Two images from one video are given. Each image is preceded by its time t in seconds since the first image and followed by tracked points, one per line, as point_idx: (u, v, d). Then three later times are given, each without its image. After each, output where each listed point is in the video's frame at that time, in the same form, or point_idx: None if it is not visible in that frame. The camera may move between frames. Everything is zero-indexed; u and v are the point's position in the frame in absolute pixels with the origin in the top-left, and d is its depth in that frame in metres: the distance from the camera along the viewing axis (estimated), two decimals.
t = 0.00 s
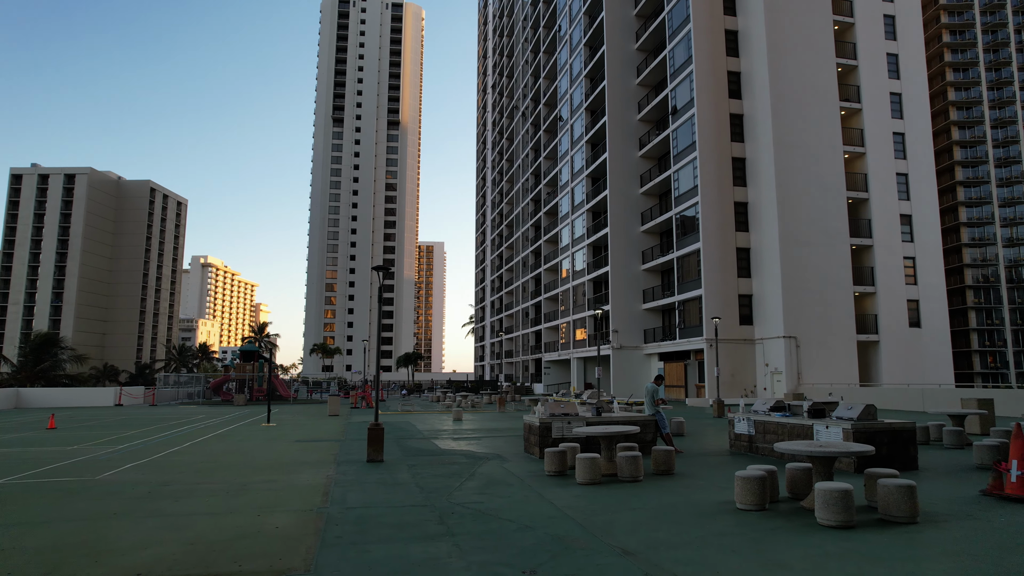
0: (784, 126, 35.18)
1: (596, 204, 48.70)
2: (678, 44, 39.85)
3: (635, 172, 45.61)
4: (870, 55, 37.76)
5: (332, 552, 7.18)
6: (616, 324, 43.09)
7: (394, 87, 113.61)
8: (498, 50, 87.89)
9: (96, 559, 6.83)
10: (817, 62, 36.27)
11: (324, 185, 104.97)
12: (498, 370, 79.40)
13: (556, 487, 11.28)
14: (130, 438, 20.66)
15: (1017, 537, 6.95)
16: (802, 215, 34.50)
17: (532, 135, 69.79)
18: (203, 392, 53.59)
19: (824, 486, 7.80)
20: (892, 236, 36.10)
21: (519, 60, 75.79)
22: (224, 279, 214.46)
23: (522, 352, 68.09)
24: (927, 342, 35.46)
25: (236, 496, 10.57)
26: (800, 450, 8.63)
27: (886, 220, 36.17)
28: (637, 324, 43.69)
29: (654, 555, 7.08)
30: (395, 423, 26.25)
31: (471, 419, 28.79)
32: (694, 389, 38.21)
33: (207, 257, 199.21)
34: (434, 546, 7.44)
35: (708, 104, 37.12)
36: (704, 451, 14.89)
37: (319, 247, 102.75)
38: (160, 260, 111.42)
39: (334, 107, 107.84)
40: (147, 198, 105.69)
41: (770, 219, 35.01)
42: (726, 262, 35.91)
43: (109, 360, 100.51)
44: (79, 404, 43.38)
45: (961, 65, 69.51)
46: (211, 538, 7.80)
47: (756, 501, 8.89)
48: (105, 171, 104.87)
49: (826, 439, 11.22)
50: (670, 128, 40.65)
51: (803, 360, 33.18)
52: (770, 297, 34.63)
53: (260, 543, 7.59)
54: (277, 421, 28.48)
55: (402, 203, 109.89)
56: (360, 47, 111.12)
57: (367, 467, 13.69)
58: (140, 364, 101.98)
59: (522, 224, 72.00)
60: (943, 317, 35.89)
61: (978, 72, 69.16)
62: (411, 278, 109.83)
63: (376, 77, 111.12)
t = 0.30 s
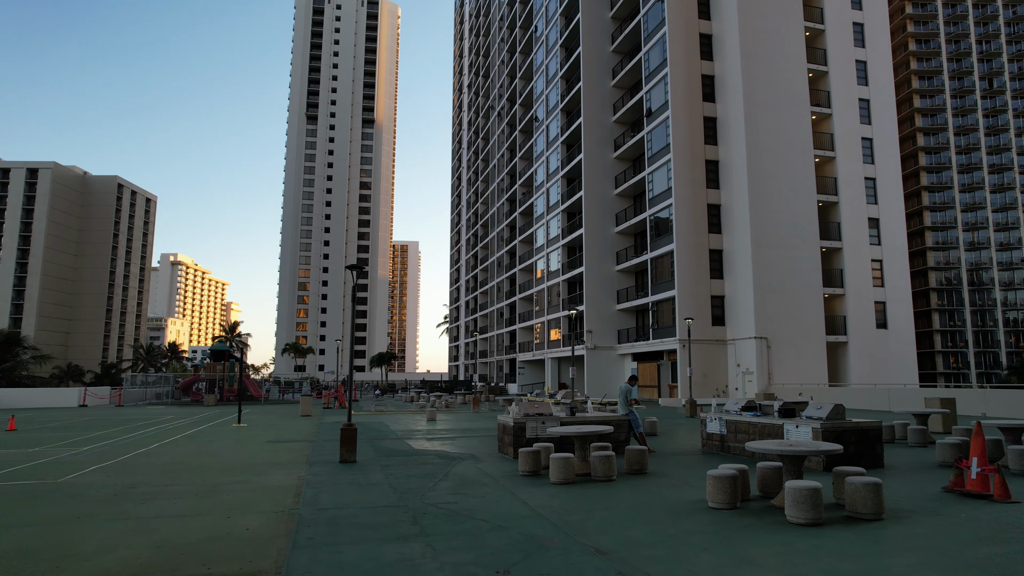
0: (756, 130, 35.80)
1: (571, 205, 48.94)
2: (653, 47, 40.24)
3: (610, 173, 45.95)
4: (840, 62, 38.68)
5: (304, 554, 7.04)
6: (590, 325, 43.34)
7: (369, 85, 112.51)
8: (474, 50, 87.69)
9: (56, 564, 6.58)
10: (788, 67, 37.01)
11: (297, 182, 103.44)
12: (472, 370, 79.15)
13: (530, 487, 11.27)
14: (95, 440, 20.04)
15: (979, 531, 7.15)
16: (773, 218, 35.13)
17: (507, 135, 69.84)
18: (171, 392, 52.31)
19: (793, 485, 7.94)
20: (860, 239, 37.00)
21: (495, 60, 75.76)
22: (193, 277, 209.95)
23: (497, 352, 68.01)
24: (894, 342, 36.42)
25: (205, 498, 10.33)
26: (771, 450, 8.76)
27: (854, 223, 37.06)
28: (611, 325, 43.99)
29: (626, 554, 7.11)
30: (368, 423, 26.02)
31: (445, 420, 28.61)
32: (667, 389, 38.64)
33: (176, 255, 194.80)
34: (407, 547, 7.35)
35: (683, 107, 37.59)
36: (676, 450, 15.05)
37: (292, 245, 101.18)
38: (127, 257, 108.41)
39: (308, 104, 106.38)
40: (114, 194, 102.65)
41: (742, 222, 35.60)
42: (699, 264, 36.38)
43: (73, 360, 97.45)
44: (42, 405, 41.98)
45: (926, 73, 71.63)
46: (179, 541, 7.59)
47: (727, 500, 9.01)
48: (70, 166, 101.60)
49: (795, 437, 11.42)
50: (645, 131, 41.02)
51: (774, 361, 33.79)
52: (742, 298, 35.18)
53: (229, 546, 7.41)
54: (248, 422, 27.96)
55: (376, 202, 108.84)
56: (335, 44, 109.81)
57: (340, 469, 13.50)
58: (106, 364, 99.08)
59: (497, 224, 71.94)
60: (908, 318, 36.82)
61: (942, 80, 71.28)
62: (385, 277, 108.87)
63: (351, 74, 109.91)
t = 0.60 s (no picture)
0: (729, 133, 36.38)
1: (546, 205, 49.06)
2: (628, 49, 40.55)
3: (584, 174, 46.19)
4: (810, 67, 39.51)
5: (274, 555, 6.91)
6: (564, 325, 43.52)
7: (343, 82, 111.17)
8: (449, 49, 87.38)
9: (12, 570, 6.31)
10: (760, 72, 37.70)
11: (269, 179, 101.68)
12: (445, 370, 78.84)
13: (503, 486, 11.25)
14: (57, 441, 19.35)
15: (939, 526, 7.37)
16: (744, 220, 35.73)
17: (482, 135, 69.76)
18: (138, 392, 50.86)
19: (762, 483, 8.06)
20: (829, 242, 37.85)
21: (471, 59, 75.58)
22: (161, 275, 204.78)
23: (470, 352, 67.80)
24: (861, 343, 37.31)
25: (171, 501, 10.04)
26: (741, 449, 8.87)
27: (823, 226, 37.89)
28: (585, 325, 44.23)
29: (599, 552, 7.13)
30: (340, 424, 25.74)
31: (418, 420, 28.36)
32: (639, 389, 39.02)
33: (144, 251, 189.92)
34: (380, 547, 7.26)
35: (656, 109, 38.01)
36: (648, 449, 15.20)
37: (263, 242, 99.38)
38: (92, 255, 105.13)
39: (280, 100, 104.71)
40: (79, 189, 99.50)
41: (714, 223, 36.13)
42: (672, 265, 36.83)
43: (34, 360, 94.11)
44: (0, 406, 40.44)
45: (892, 80, 73.74)
46: (144, 544, 7.36)
47: (699, 498, 9.11)
48: (32, 159, 98.11)
49: (765, 436, 11.62)
50: (620, 132, 41.34)
51: (744, 361, 34.38)
52: (713, 299, 35.73)
53: (197, 548, 7.22)
54: (217, 422, 27.40)
55: (349, 200, 107.62)
56: (309, 40, 108.33)
57: (312, 468, 13.27)
58: (69, 364, 95.90)
59: (471, 224, 71.77)
60: (874, 320, 37.78)
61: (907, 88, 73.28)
62: (358, 276, 107.71)
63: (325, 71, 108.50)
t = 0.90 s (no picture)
0: (700, 136, 36.91)
1: (519, 206, 49.09)
2: (602, 51, 40.81)
3: (558, 174, 46.36)
4: (780, 73, 40.34)
5: (241, 558, 6.72)
6: (536, 325, 43.59)
7: (315, 79, 109.61)
8: (424, 47, 86.89)
9: None
10: (731, 76, 38.34)
11: (238, 175, 99.63)
12: (417, 370, 78.31)
13: (474, 486, 11.19)
14: (12, 443, 18.58)
15: (900, 522, 7.57)
16: (715, 222, 36.28)
17: (456, 134, 69.52)
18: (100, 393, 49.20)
19: (732, 482, 8.15)
20: (798, 244, 38.67)
21: (445, 58, 75.24)
22: (124, 272, 198.96)
23: (442, 352, 67.45)
24: (827, 344, 38.21)
25: (133, 503, 9.70)
26: (710, 448, 8.97)
27: (792, 229, 38.70)
28: (557, 325, 44.35)
29: (570, 552, 7.12)
30: (310, 424, 25.31)
31: (389, 420, 28.06)
32: (611, 388, 39.31)
33: (108, 248, 184.24)
34: (350, 548, 7.13)
35: (630, 112, 38.38)
36: (619, 449, 15.29)
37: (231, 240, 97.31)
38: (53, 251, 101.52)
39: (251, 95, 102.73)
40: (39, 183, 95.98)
41: (685, 225, 36.60)
42: (644, 266, 37.20)
43: None
44: None
45: (858, 88, 75.82)
46: (104, 548, 7.09)
47: (669, 497, 9.19)
48: None
49: (734, 435, 11.80)
50: (593, 133, 41.56)
51: (713, 361, 34.91)
52: (684, 300, 36.19)
53: (160, 551, 6.98)
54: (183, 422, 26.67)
55: (320, 197, 106.07)
56: (281, 36, 106.58)
57: (280, 469, 13.00)
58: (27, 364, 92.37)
59: (444, 224, 71.43)
60: (840, 321, 38.70)
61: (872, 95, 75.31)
62: (329, 275, 106.23)
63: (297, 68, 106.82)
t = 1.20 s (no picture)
0: (671, 138, 37.38)
1: (491, 205, 49.02)
2: (575, 52, 40.97)
3: (530, 175, 46.40)
4: (750, 77, 41.09)
5: (206, 561, 6.53)
6: (507, 325, 43.57)
7: (286, 75, 107.67)
8: (396, 44, 86.16)
9: None
10: (701, 80, 38.90)
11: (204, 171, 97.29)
12: (388, 369, 77.59)
13: (445, 486, 11.09)
14: None
15: (862, 518, 7.74)
16: (685, 224, 36.76)
17: (428, 133, 69.12)
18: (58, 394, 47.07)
19: (701, 481, 8.24)
20: (766, 247, 39.44)
21: (418, 56, 74.69)
22: (86, 269, 192.73)
23: (413, 352, 66.95)
24: (794, 344, 39.10)
25: (92, 506, 9.34)
26: (679, 447, 9.04)
27: (760, 232, 39.45)
28: (528, 325, 44.38)
29: (540, 551, 7.12)
30: (278, 424, 24.82)
31: (358, 420, 27.64)
32: (582, 389, 39.54)
33: (68, 244, 178.10)
34: (319, 549, 6.99)
35: (602, 114, 38.62)
36: (591, 449, 15.34)
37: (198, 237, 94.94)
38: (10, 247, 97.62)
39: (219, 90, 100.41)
40: None
41: (655, 227, 37.01)
42: (615, 267, 37.53)
43: None
44: None
45: (826, 93, 77.72)
46: (61, 554, 6.79)
47: (638, 495, 9.25)
48: None
49: (702, 435, 11.97)
50: (566, 134, 41.65)
51: (683, 361, 35.38)
52: (654, 301, 36.60)
53: (121, 556, 6.72)
54: (146, 423, 25.87)
55: (290, 195, 104.20)
56: (251, 31, 104.48)
57: (247, 470, 12.69)
58: None
59: (416, 222, 70.91)
60: (806, 321, 39.63)
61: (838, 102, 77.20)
62: (299, 273, 104.53)
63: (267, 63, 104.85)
